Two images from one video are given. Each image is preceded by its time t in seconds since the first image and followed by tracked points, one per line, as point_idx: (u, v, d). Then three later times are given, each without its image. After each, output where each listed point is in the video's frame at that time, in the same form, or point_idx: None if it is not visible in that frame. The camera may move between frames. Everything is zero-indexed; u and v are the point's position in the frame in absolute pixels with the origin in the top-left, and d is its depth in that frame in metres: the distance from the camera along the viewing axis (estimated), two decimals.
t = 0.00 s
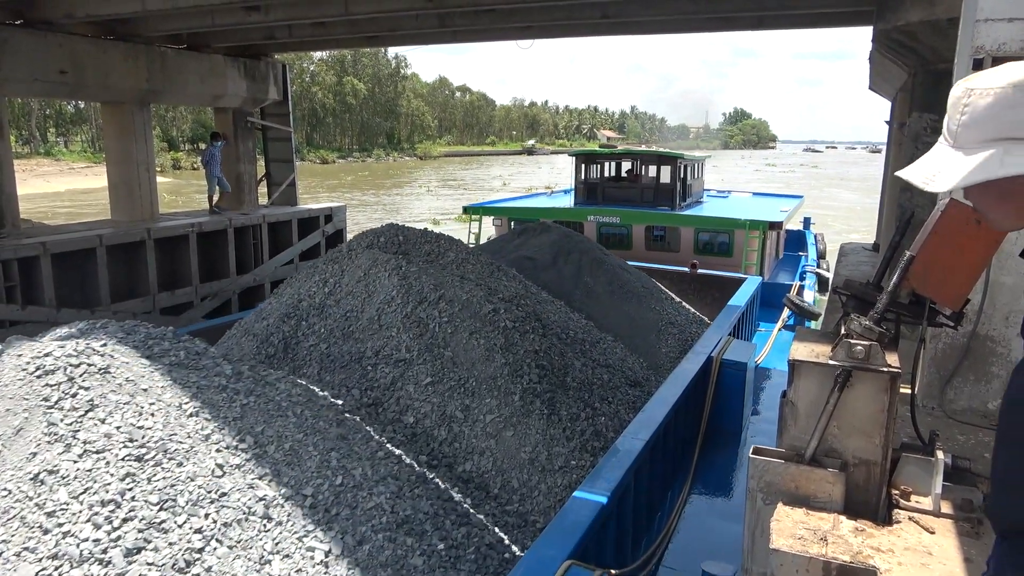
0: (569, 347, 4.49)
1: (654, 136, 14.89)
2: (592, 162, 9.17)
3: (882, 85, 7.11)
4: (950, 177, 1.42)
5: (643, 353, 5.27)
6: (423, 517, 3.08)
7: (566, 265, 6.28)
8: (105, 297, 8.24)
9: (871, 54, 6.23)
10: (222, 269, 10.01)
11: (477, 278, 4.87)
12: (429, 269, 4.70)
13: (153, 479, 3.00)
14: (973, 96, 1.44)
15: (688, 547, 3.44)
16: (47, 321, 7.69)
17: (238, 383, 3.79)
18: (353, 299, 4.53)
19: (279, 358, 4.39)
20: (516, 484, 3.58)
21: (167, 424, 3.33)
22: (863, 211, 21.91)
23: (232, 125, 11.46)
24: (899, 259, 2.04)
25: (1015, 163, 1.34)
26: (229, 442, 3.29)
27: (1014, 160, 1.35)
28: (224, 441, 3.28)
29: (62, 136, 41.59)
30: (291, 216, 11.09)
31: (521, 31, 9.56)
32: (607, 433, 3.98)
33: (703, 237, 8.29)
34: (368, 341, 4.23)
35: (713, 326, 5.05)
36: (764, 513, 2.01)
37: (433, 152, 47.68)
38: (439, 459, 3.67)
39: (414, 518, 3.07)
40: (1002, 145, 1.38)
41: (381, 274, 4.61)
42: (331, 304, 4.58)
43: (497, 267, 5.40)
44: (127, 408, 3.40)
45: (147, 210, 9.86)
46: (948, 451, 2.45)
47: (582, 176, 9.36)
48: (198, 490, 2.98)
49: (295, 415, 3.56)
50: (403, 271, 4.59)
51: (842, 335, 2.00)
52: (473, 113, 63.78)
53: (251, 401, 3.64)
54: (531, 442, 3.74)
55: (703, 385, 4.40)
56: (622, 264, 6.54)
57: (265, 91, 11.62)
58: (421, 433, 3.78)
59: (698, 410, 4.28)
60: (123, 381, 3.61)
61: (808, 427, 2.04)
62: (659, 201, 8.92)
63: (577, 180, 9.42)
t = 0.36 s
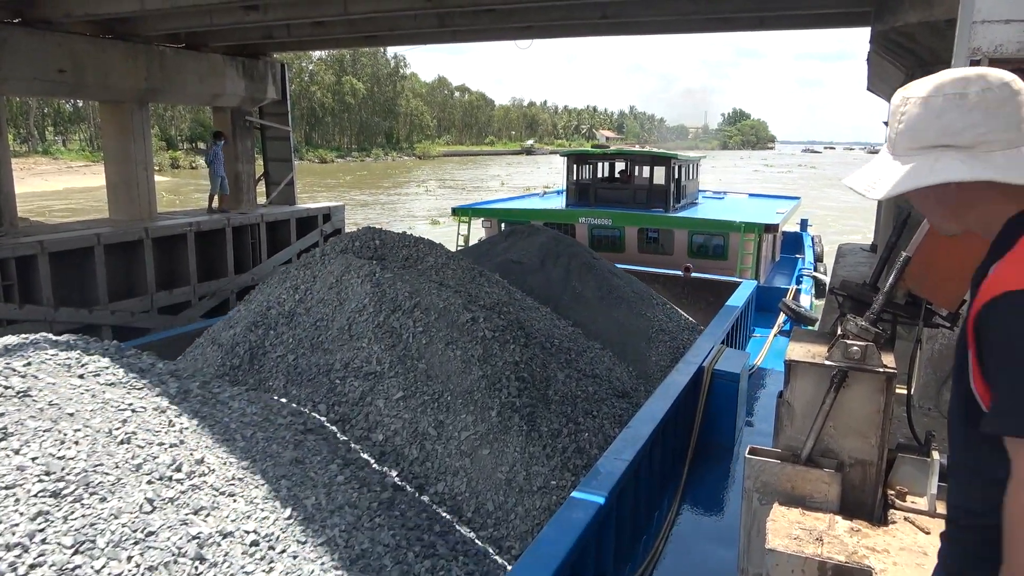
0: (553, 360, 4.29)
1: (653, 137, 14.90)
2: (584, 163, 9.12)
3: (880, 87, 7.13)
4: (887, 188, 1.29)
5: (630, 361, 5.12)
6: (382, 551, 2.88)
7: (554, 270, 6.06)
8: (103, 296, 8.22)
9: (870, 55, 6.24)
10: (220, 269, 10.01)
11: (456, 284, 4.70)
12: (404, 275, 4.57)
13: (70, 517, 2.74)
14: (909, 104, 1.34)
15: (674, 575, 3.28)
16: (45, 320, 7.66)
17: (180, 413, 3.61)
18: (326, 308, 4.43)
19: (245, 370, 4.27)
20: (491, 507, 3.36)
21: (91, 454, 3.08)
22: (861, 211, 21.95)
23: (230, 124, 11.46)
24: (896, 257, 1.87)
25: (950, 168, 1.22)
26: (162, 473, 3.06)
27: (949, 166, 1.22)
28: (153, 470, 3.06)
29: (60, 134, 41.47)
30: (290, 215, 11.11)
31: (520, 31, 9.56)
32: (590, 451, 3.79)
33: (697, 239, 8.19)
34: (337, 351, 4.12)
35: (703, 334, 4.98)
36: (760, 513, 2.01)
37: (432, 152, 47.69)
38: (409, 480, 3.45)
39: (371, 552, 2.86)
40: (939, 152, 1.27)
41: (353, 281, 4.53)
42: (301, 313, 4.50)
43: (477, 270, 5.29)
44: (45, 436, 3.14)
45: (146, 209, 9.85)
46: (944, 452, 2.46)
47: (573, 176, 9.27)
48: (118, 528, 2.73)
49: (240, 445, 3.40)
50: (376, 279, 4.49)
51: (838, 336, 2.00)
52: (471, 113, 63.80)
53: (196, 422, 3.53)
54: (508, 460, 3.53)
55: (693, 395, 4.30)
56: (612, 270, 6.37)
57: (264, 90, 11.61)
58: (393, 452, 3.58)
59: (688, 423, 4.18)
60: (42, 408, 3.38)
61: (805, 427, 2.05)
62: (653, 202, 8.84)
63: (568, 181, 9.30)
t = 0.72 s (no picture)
0: (534, 373, 4.08)
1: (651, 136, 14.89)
2: (574, 163, 9.07)
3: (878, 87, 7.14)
4: (830, 192, 1.27)
5: (619, 370, 4.86)
6: None
7: (540, 276, 5.84)
8: (100, 295, 8.20)
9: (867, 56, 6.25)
10: (217, 269, 9.99)
11: (433, 292, 4.49)
12: (376, 283, 4.45)
13: None
14: (847, 103, 1.29)
15: None
16: (42, 320, 7.63)
17: (111, 441, 3.30)
18: (294, 320, 4.36)
19: (206, 383, 4.16)
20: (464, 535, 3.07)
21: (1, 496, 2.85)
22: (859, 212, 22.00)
23: (228, 123, 11.46)
24: (892, 258, 1.85)
25: (890, 171, 1.19)
26: (80, 510, 2.82)
27: (889, 168, 1.20)
28: (72, 509, 2.82)
29: (56, 134, 41.32)
30: (287, 215, 11.09)
31: (518, 31, 9.56)
32: (572, 470, 3.53)
33: (691, 241, 8.09)
34: (304, 366, 3.97)
35: (696, 341, 4.70)
36: (758, 512, 2.01)
37: (429, 152, 47.65)
38: (375, 505, 3.16)
39: None
40: (880, 153, 1.24)
41: (324, 289, 4.45)
42: (268, 322, 4.45)
43: (457, 276, 5.06)
44: None
45: (143, 209, 9.83)
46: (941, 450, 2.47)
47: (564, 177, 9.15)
48: None
49: (179, 474, 3.13)
50: (346, 287, 4.39)
51: (835, 335, 2.00)
52: (469, 113, 63.77)
53: (126, 450, 3.23)
54: (482, 482, 3.31)
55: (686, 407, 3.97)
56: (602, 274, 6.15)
57: (262, 90, 11.60)
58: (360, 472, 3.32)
59: (680, 439, 3.86)
60: None
61: (802, 426, 2.05)
62: (645, 205, 8.71)
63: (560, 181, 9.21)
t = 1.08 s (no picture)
0: (513, 389, 3.90)
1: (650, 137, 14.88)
2: (565, 163, 9.00)
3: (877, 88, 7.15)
4: (833, 190, 1.27)
5: (605, 381, 4.75)
6: None
7: (527, 279, 5.65)
8: (98, 294, 8.19)
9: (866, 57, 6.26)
10: (215, 267, 9.97)
11: (408, 301, 4.41)
12: (346, 291, 4.23)
13: None
14: (853, 101, 1.30)
15: None
16: (38, 319, 7.59)
17: (26, 474, 2.84)
18: (255, 331, 4.07)
19: (161, 399, 3.83)
20: (431, 566, 2.89)
21: None
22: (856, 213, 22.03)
23: (226, 121, 11.47)
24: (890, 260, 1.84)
25: (895, 171, 1.20)
26: None
27: (894, 168, 1.20)
28: None
29: (53, 132, 41.18)
30: (284, 214, 11.07)
31: (517, 30, 9.55)
32: (551, 493, 3.35)
33: (685, 246, 8.00)
34: (266, 380, 3.68)
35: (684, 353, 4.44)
36: (754, 513, 2.01)
37: (427, 152, 47.60)
38: (336, 534, 2.97)
39: None
40: (885, 153, 1.24)
41: (289, 297, 4.18)
42: (231, 332, 4.16)
43: (434, 282, 5.00)
44: None
45: (140, 208, 9.82)
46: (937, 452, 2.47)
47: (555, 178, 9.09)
48: None
49: (104, 510, 2.73)
50: (313, 295, 4.14)
51: (833, 335, 2.00)
52: (467, 113, 63.72)
53: (44, 485, 2.79)
54: (453, 508, 3.06)
55: (673, 425, 3.74)
56: (589, 279, 5.96)
57: (260, 89, 11.58)
58: (321, 497, 3.13)
59: (664, 461, 3.66)
60: None
61: (799, 427, 2.06)
62: (639, 207, 8.66)
63: (551, 183, 9.15)
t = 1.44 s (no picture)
0: (492, 405, 3.69)
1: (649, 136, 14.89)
2: (557, 163, 8.97)
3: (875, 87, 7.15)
4: (838, 192, 1.28)
5: (595, 391, 4.50)
6: None
7: (512, 283, 5.41)
8: (96, 294, 8.16)
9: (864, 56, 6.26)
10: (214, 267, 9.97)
11: (380, 311, 4.25)
12: (315, 304, 4.05)
13: None
14: (860, 103, 1.31)
15: None
16: (37, 319, 7.55)
17: None
18: (216, 345, 3.85)
19: (114, 418, 3.67)
20: None
21: None
22: (855, 212, 22.06)
23: (224, 121, 11.48)
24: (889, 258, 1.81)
25: (900, 175, 1.20)
26: None
27: (897, 173, 1.21)
28: None
29: (52, 133, 41.24)
30: (283, 214, 11.06)
31: (515, 30, 9.56)
32: (531, 518, 3.13)
33: (679, 248, 7.99)
34: (224, 400, 3.54)
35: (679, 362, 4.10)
36: (754, 511, 2.02)
37: (426, 152, 47.62)
38: (294, 566, 2.83)
39: None
40: (891, 157, 1.25)
41: (253, 309, 3.95)
42: (190, 344, 3.92)
43: (412, 289, 4.83)
44: None
45: (138, 208, 9.82)
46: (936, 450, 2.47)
47: (546, 179, 9.04)
48: None
49: (14, 559, 2.69)
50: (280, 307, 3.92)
51: (832, 335, 2.00)
52: (466, 113, 63.74)
53: None
54: (422, 538, 2.91)
55: (662, 443, 3.46)
56: (573, 283, 5.70)
57: (258, 89, 11.58)
58: (278, 526, 2.99)
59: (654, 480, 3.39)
60: None
61: (799, 425, 2.07)
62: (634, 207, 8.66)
63: (541, 184, 9.10)
